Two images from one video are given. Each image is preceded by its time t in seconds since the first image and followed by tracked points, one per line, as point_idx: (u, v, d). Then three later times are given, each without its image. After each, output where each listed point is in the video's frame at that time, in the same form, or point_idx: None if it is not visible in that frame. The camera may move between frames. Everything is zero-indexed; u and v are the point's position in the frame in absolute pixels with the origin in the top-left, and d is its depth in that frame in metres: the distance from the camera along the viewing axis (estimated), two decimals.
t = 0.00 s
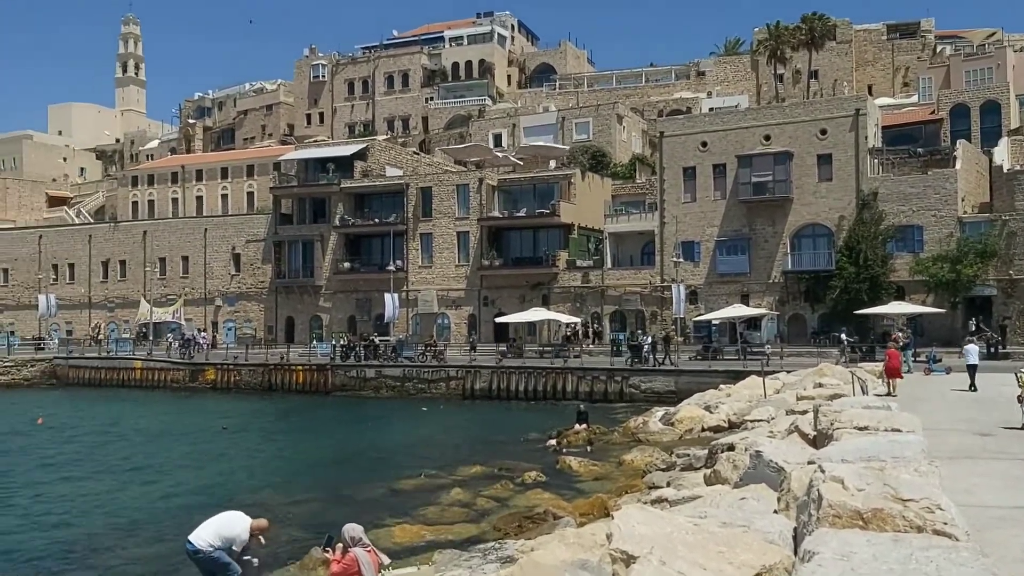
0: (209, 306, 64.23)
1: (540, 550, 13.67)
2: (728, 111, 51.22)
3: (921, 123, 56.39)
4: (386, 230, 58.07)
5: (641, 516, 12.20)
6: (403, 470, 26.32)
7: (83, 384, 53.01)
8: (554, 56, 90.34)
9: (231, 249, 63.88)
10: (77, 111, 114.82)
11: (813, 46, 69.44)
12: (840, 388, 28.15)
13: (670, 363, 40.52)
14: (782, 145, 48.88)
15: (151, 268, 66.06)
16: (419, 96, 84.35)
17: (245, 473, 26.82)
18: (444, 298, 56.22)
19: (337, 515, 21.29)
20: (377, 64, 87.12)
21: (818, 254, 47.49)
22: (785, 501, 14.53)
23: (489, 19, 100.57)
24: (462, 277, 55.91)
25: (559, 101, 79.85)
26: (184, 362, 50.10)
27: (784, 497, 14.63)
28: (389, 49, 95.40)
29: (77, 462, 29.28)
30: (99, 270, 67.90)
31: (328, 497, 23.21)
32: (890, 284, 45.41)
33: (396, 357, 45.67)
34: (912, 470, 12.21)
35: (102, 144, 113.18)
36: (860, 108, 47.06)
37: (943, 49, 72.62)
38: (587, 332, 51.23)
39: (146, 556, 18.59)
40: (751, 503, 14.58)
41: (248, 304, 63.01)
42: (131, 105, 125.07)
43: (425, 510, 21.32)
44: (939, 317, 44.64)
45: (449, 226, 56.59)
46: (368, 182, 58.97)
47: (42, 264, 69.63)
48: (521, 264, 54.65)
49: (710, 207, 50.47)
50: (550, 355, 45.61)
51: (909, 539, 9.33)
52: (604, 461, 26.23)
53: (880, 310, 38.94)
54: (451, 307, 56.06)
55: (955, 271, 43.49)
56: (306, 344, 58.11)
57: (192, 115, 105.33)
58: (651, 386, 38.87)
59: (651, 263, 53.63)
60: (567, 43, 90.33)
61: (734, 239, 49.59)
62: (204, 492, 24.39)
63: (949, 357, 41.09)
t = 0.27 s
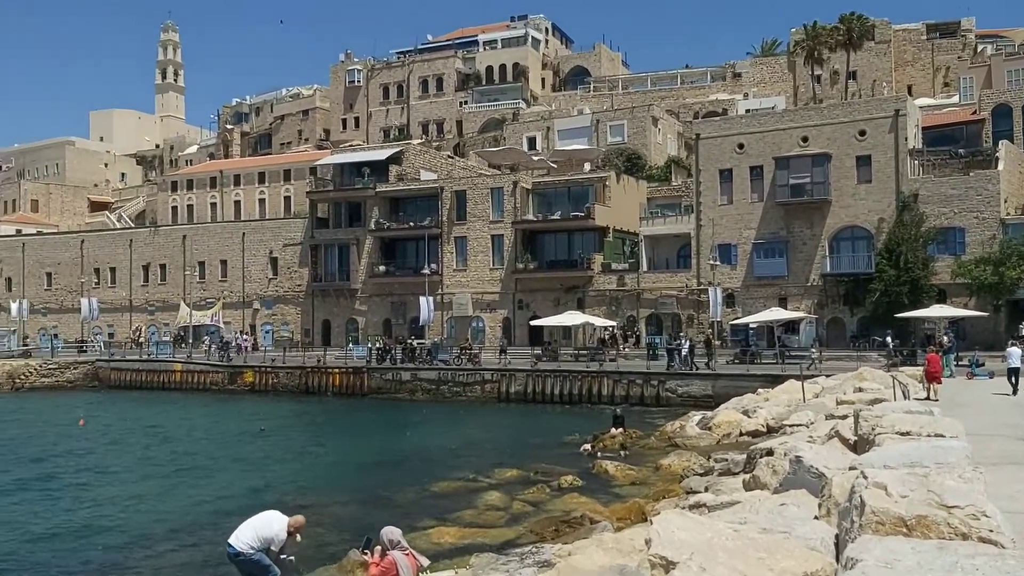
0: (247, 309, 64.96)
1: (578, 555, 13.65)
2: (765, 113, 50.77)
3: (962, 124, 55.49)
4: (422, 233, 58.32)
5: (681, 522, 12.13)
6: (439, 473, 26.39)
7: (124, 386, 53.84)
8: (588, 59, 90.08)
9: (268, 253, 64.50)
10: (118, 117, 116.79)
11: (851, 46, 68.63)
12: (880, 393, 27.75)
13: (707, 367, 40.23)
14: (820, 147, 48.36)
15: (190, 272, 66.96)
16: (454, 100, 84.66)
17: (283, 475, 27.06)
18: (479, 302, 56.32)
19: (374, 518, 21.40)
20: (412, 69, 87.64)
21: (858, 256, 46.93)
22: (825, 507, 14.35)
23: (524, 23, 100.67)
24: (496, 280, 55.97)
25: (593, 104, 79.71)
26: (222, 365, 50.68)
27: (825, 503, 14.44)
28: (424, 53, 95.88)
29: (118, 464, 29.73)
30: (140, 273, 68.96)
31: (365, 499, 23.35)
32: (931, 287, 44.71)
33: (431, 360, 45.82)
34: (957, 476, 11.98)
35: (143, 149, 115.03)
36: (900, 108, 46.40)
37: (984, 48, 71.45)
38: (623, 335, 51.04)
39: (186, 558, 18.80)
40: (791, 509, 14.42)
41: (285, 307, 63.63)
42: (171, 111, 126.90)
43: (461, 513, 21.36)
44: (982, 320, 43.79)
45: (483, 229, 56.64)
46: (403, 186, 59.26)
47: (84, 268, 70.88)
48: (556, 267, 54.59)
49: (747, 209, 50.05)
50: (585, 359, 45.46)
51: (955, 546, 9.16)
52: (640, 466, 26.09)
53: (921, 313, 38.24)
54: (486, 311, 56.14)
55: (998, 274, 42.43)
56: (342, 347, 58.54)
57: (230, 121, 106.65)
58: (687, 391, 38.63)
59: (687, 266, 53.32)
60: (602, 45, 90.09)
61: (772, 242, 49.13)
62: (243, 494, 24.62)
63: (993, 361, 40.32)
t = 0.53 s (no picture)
0: (265, 312, 65.29)
1: (593, 558, 13.63)
2: (783, 115, 50.53)
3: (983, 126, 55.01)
4: (438, 236, 58.40)
5: (697, 526, 12.08)
6: (455, 476, 26.40)
7: (143, 388, 54.21)
8: (606, 62, 89.95)
9: (286, 256, 64.79)
10: (138, 121, 117.72)
11: (870, 48, 68.25)
12: (899, 397, 27.57)
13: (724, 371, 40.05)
14: (839, 149, 48.08)
15: (209, 275, 67.36)
16: (471, 104, 84.80)
17: (300, 477, 27.16)
18: (495, 305, 56.35)
19: (390, 520, 21.44)
20: (429, 72, 87.92)
21: (877, 259, 46.58)
22: (843, 511, 14.24)
23: (541, 26, 100.73)
24: (512, 283, 55.97)
25: (610, 107, 79.63)
26: (240, 367, 50.93)
27: (843, 507, 14.33)
28: (441, 57, 96.15)
29: (137, 465, 29.92)
30: (159, 276, 69.44)
31: (381, 502, 23.40)
32: (950, 290, 44.41)
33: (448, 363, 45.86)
34: (976, 481, 11.88)
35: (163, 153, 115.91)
36: (920, 111, 46.07)
37: (1005, 49, 70.92)
38: (639, 338, 50.94)
39: (203, 559, 18.90)
40: (809, 514, 14.33)
41: (303, 310, 63.91)
42: (190, 115, 127.76)
43: (476, 516, 21.35)
44: (1001, 324, 43.50)
45: (499, 232, 56.66)
46: (419, 189, 59.37)
47: (104, 270, 71.47)
48: (572, 270, 54.52)
49: (765, 212, 49.81)
50: (601, 362, 45.35)
51: (975, 551, 9.07)
52: (657, 469, 26.01)
53: (940, 317, 37.91)
54: (502, 314, 56.16)
55: (1018, 277, 42.41)
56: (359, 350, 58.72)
57: (248, 125, 107.28)
58: (704, 394, 38.49)
59: (704, 269, 53.17)
60: (619, 48, 89.95)
61: (790, 245, 48.89)
62: (260, 496, 24.73)
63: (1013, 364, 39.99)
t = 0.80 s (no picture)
0: (281, 315, 65.55)
1: (610, 563, 13.65)
2: (800, 118, 50.33)
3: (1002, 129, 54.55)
4: (454, 240, 58.45)
5: (715, 531, 12.04)
6: (471, 479, 26.41)
7: (161, 391, 54.54)
8: (621, 65, 89.84)
9: (302, 259, 65.04)
10: (156, 125, 118.54)
11: (887, 51, 67.88)
12: (917, 402, 27.38)
13: (740, 375, 39.86)
14: (856, 152, 47.81)
15: (226, 278, 67.71)
16: (486, 107, 84.92)
17: (316, 479, 27.25)
18: (510, 308, 56.35)
19: (406, 523, 21.49)
20: (445, 76, 88.13)
21: (895, 263, 46.43)
22: (862, 516, 14.14)
23: (557, 30, 100.74)
24: (528, 286, 55.95)
25: (626, 110, 79.54)
26: (256, 370, 51.14)
27: (861, 513, 14.23)
28: (458, 61, 96.33)
29: (154, 467, 30.09)
30: (176, 279, 69.87)
31: (397, 505, 23.45)
32: (969, 294, 44.07)
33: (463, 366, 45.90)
34: (997, 487, 11.77)
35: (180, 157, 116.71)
36: (938, 114, 45.78)
37: None
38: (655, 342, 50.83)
39: (219, 561, 18.96)
40: (828, 520, 14.23)
41: (319, 313, 64.14)
42: (207, 119, 128.52)
43: (492, 519, 21.35)
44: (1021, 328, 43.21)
45: (515, 235, 56.68)
46: (435, 193, 59.45)
47: (122, 273, 71.99)
48: (588, 274, 54.44)
49: (782, 215, 49.58)
50: (617, 366, 45.25)
51: (996, 558, 8.99)
52: (673, 474, 25.93)
53: (960, 321, 37.61)
54: (517, 317, 56.16)
55: None
56: (375, 353, 58.88)
57: (265, 129, 107.84)
58: (720, 399, 38.34)
59: (721, 273, 53.12)
60: (635, 51, 89.82)
61: (807, 248, 48.64)
62: (276, 498, 24.81)
63: None
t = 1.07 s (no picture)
0: (301, 318, 65.80)
1: (630, 569, 13.60)
2: (822, 123, 50.11)
3: None
4: (473, 244, 58.49)
5: (737, 539, 11.96)
6: (491, 483, 26.39)
7: (182, 394, 54.91)
8: (642, 69, 89.60)
9: (323, 263, 65.31)
10: (179, 130, 119.50)
11: (911, 54, 67.32)
12: (942, 408, 27.10)
13: (762, 380, 39.62)
14: (879, 156, 47.44)
15: (247, 281, 68.10)
16: (506, 112, 84.99)
17: (336, 483, 27.33)
18: (530, 313, 56.31)
19: (425, 527, 21.49)
20: (465, 81, 88.29)
21: (918, 267, 45.94)
22: (886, 524, 13.99)
23: (577, 34, 100.69)
24: (548, 291, 55.90)
25: (646, 114, 79.34)
26: (277, 373, 51.38)
27: (885, 520, 14.08)
28: (478, 65, 96.49)
29: (176, 470, 30.28)
30: (198, 283, 70.36)
31: (417, 509, 23.46)
32: (994, 299, 43.57)
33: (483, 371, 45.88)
34: None
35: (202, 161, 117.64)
36: (962, 117, 45.36)
37: None
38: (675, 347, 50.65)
39: (239, 564, 19.02)
40: (851, 527, 14.10)
41: (339, 317, 64.35)
42: (229, 124, 129.39)
43: (512, 524, 21.31)
44: None
45: (535, 240, 56.65)
46: (455, 198, 59.52)
47: (145, 277, 72.59)
48: (608, 278, 54.30)
49: (804, 220, 49.28)
50: (637, 371, 45.08)
51: None
52: (694, 480, 25.78)
53: (985, 327, 37.17)
54: (537, 321, 56.11)
55: None
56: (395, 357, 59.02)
57: (287, 133, 108.45)
58: (741, 404, 38.13)
59: (742, 277, 52.92)
60: (655, 55, 89.55)
61: (829, 253, 48.30)
62: (296, 502, 24.88)
63: None
